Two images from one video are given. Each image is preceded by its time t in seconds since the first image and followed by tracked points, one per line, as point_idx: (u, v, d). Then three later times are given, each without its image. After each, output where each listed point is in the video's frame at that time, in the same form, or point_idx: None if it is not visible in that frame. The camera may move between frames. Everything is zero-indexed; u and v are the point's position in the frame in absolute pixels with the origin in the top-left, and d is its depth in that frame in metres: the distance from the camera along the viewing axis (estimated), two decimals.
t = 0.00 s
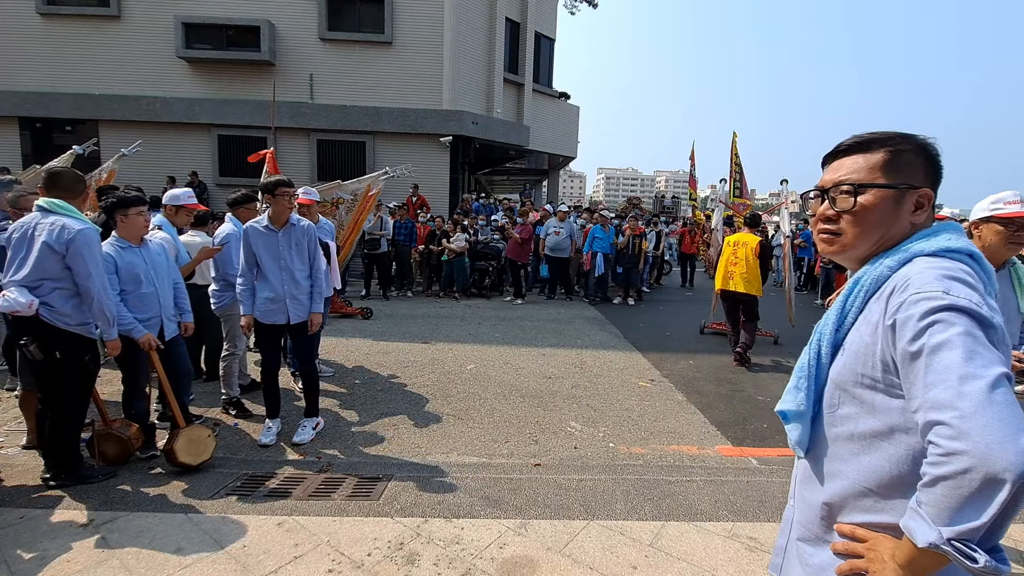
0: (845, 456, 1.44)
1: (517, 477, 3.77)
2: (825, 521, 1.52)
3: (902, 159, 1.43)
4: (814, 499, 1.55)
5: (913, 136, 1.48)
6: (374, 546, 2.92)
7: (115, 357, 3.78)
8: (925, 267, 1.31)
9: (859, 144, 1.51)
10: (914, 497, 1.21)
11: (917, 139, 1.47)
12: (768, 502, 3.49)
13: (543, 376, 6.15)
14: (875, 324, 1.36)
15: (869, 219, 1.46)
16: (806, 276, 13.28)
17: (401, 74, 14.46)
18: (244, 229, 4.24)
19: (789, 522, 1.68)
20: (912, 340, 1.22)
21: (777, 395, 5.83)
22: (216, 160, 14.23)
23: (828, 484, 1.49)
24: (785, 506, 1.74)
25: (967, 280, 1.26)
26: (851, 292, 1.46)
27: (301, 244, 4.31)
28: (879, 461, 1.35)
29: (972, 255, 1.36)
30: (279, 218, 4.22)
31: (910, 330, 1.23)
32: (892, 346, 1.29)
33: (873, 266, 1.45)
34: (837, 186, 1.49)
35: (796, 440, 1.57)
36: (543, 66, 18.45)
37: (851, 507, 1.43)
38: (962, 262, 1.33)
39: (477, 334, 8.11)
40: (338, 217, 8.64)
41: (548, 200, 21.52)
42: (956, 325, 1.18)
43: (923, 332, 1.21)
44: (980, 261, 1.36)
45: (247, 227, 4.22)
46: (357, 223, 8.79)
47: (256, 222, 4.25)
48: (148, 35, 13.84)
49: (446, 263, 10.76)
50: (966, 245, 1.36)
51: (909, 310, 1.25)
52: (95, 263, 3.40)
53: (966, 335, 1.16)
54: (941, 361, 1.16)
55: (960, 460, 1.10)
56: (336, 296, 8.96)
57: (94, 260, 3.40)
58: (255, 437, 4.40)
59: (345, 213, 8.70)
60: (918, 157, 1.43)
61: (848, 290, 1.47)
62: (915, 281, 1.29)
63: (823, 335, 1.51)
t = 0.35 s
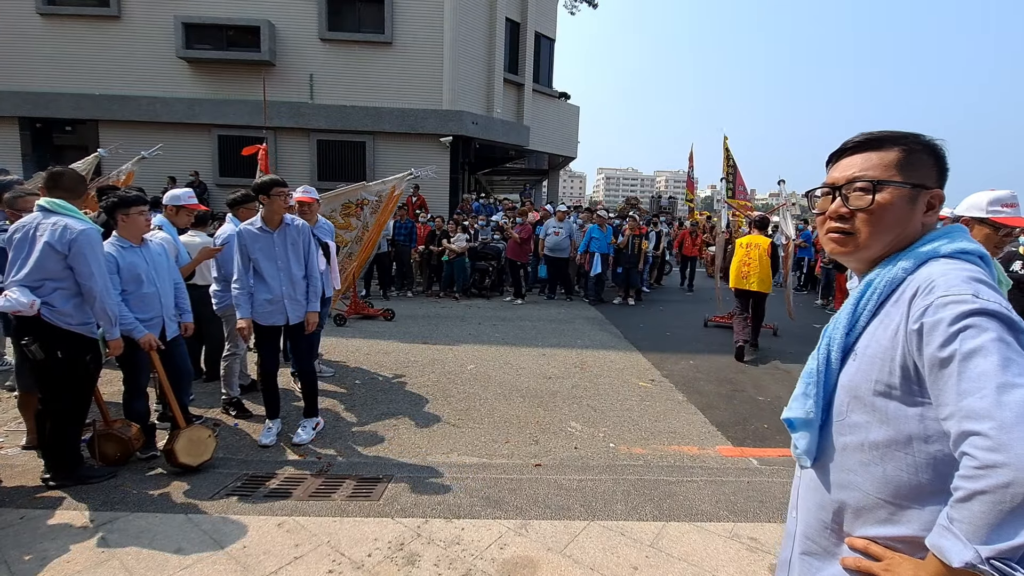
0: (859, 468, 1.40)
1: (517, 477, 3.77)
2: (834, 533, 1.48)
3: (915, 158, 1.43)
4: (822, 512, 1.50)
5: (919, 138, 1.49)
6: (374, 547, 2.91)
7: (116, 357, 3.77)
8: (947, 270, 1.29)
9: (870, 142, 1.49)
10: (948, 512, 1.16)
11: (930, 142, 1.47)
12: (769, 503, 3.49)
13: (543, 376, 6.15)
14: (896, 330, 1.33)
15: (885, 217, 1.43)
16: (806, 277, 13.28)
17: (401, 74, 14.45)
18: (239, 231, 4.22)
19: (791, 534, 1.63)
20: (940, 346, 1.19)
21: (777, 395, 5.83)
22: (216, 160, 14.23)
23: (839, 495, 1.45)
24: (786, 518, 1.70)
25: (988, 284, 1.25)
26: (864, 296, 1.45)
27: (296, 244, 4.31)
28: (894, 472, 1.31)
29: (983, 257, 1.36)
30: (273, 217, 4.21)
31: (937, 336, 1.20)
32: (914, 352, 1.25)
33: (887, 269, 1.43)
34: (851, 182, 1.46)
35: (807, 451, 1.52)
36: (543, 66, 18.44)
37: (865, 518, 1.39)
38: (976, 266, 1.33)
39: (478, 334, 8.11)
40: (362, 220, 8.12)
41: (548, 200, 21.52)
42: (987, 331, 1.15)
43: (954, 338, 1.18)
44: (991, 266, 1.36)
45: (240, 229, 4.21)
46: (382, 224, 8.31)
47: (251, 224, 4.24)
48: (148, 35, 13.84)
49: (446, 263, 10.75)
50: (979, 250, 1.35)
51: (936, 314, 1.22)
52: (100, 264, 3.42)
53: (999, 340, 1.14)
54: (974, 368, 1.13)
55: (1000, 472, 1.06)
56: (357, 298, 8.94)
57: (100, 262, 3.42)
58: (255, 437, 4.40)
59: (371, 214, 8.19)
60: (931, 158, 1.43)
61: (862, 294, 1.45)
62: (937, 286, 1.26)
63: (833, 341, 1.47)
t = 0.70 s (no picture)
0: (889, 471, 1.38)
1: (518, 476, 3.77)
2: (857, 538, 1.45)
3: (939, 161, 1.44)
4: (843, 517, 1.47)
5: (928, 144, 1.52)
6: (374, 547, 2.91)
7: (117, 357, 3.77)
8: (982, 270, 1.29)
9: (896, 141, 1.47)
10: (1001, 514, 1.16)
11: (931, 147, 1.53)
12: (769, 503, 3.49)
13: (543, 376, 6.15)
14: (933, 330, 1.31)
15: (924, 212, 1.40)
16: (807, 276, 13.27)
17: (401, 74, 14.45)
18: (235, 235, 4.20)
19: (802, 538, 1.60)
20: (993, 347, 1.17)
21: (778, 395, 5.83)
22: (216, 160, 14.24)
23: (863, 498, 1.43)
24: (791, 522, 1.67)
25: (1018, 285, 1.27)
26: (887, 293, 1.43)
27: (296, 245, 4.32)
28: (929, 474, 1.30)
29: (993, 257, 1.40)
30: (271, 218, 4.21)
31: (989, 336, 1.18)
32: (957, 352, 1.24)
33: (913, 267, 1.42)
34: (890, 176, 1.42)
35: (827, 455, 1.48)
36: (543, 66, 18.43)
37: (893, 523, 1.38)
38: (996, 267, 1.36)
39: (478, 334, 8.11)
40: (383, 220, 8.11)
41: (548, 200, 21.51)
42: None
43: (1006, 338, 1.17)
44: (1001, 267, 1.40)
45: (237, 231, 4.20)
46: (403, 225, 8.29)
47: (248, 226, 4.23)
48: (148, 35, 13.85)
49: (446, 263, 10.74)
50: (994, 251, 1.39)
51: (984, 314, 1.21)
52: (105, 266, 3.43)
53: None
54: None
55: None
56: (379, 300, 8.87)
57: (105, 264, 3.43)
58: (255, 437, 4.40)
59: (391, 215, 8.17)
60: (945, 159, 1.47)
61: (884, 294, 1.42)
62: (978, 286, 1.25)
63: (856, 340, 1.44)
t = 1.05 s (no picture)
0: (906, 460, 1.39)
1: (518, 477, 3.78)
2: (873, 530, 1.45)
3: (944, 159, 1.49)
4: (858, 509, 1.46)
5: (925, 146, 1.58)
6: (374, 547, 2.91)
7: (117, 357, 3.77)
8: (993, 262, 1.33)
9: (906, 137, 1.50)
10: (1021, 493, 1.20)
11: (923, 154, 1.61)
12: (769, 503, 3.50)
13: (543, 376, 6.16)
14: (951, 321, 1.33)
15: (937, 205, 1.43)
16: (807, 276, 13.27)
17: (401, 74, 14.45)
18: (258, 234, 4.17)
19: (809, 530, 1.60)
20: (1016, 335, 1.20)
21: (778, 395, 5.84)
22: (216, 161, 14.24)
23: (878, 487, 1.44)
24: (795, 516, 1.65)
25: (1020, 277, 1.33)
26: (900, 285, 1.43)
27: (318, 250, 4.34)
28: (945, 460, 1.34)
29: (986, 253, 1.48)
30: (296, 223, 4.22)
31: (1013, 325, 1.21)
32: (980, 341, 1.27)
33: (920, 261, 1.44)
34: (909, 168, 1.44)
35: (839, 447, 1.48)
36: (543, 67, 18.43)
37: (910, 510, 1.40)
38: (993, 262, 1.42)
39: (478, 334, 8.12)
40: (406, 222, 8.07)
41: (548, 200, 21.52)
42: None
43: None
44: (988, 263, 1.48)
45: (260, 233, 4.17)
46: (426, 226, 8.21)
47: (271, 228, 4.21)
48: (148, 36, 13.85)
49: (446, 264, 10.74)
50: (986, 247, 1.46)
51: (1006, 305, 1.24)
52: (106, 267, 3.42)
53: None
54: None
55: None
56: (401, 301, 8.77)
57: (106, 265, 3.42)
58: (256, 437, 4.41)
59: (414, 216, 8.10)
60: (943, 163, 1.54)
61: (898, 285, 1.43)
62: (995, 279, 1.29)
63: (872, 331, 1.44)
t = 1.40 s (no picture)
0: (907, 455, 1.39)
1: (518, 477, 3.78)
2: (876, 524, 1.44)
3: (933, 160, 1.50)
4: (862, 504, 1.46)
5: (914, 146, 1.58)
6: (374, 548, 2.91)
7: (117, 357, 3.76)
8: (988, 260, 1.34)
9: (895, 139, 1.51)
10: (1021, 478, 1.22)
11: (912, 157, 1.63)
12: (769, 503, 3.49)
13: (543, 376, 6.16)
14: (949, 316, 1.34)
15: (926, 205, 1.44)
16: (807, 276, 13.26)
17: (401, 74, 14.44)
18: (293, 230, 4.10)
19: (814, 526, 1.59)
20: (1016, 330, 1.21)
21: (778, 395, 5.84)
22: (216, 161, 14.24)
23: (881, 481, 1.43)
24: (799, 510, 1.64)
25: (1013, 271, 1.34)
26: (897, 283, 1.43)
27: (346, 253, 4.35)
28: (946, 452, 1.34)
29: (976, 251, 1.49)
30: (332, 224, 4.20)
31: (1012, 320, 1.22)
32: (980, 337, 1.27)
33: (914, 258, 1.45)
34: (898, 171, 1.44)
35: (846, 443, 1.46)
36: (543, 67, 18.42)
37: (915, 504, 1.39)
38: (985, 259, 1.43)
39: (479, 334, 8.13)
40: (424, 223, 8.06)
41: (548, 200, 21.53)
42: None
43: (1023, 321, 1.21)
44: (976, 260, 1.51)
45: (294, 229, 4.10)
46: (446, 228, 8.18)
47: (307, 226, 4.16)
48: (148, 36, 13.85)
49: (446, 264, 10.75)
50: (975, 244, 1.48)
51: (1004, 301, 1.24)
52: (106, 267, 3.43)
53: None
54: None
55: None
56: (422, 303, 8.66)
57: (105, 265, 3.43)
58: (256, 437, 4.41)
59: (433, 217, 8.08)
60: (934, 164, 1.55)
61: (895, 282, 1.44)
62: (991, 276, 1.30)
63: (872, 328, 1.43)
